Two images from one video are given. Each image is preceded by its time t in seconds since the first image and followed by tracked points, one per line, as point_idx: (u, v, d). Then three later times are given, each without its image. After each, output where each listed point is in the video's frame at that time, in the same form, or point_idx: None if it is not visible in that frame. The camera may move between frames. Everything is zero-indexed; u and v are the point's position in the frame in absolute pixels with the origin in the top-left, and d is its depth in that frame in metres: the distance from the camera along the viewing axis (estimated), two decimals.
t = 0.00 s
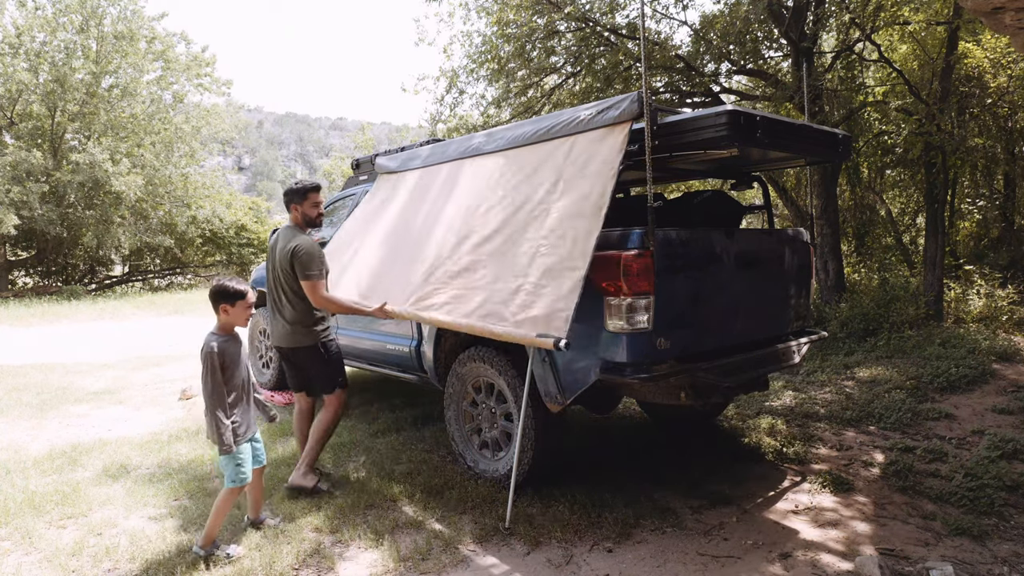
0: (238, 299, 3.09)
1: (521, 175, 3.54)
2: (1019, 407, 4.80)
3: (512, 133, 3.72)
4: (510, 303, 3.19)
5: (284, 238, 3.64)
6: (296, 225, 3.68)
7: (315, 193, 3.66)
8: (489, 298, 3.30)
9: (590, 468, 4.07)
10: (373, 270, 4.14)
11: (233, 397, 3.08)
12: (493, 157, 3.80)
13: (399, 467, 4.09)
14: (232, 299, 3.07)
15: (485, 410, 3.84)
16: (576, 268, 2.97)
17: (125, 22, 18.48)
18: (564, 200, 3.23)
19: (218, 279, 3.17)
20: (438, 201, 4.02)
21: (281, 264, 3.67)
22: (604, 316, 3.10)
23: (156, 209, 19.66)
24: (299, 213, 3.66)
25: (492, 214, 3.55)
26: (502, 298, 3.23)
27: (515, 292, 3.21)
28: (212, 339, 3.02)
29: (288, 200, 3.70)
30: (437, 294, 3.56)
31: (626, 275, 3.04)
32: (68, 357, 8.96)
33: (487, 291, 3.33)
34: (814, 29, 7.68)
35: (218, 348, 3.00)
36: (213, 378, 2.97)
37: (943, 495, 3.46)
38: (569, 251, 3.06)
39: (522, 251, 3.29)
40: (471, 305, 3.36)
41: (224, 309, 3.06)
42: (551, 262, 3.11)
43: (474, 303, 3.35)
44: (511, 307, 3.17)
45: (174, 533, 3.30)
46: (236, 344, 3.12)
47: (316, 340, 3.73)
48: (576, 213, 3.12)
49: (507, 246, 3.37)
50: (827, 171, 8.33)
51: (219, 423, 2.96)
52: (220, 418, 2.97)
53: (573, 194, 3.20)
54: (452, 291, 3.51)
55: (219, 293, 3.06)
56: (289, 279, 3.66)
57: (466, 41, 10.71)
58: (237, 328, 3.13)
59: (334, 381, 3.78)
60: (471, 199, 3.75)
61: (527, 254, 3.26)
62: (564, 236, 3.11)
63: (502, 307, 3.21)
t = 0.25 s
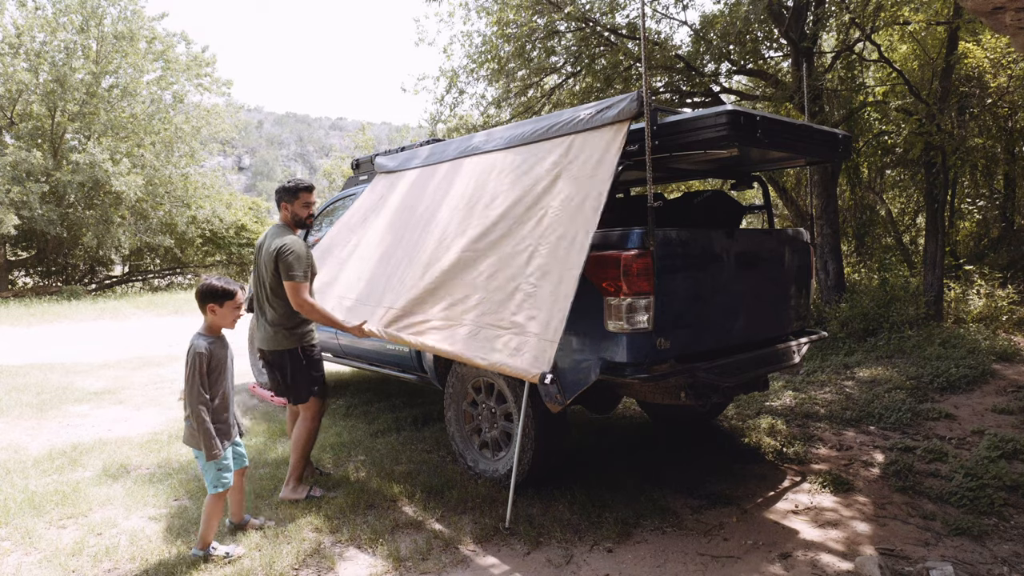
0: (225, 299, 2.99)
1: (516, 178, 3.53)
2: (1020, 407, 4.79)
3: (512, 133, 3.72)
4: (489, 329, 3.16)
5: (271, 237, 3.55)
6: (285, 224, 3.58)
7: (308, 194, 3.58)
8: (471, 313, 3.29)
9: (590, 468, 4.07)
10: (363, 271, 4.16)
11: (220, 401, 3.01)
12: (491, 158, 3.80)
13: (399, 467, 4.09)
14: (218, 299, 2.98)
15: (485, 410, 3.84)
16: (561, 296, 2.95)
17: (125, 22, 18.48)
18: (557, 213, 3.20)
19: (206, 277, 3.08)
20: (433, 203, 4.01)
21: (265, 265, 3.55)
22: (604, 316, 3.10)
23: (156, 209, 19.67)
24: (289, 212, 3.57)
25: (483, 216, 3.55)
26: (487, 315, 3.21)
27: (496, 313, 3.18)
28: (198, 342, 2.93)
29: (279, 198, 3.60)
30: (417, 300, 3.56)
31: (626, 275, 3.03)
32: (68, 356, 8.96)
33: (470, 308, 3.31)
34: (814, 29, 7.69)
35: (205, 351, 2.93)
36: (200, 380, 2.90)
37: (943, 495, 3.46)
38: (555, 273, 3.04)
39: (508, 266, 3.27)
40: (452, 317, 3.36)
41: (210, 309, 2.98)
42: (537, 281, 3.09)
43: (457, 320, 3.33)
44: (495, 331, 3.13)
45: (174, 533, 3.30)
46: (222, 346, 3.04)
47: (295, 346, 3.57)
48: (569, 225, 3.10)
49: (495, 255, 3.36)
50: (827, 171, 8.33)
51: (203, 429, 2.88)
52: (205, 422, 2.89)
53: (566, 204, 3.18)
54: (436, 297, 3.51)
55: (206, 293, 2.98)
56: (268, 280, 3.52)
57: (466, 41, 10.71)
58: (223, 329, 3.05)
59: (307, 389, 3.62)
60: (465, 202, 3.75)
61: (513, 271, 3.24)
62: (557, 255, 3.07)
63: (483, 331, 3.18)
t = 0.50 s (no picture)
0: (217, 299, 2.95)
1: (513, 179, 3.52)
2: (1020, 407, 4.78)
3: (512, 133, 3.72)
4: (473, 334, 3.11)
5: (253, 239, 3.53)
6: (273, 225, 3.61)
7: (298, 196, 3.60)
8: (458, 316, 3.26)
9: (590, 468, 4.07)
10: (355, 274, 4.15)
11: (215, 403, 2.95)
12: (490, 159, 3.80)
13: (399, 467, 4.10)
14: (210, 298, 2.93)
15: (485, 410, 3.83)
16: (548, 300, 2.92)
17: (125, 22, 18.48)
18: (552, 215, 3.19)
19: (198, 277, 3.03)
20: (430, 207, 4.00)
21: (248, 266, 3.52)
22: (604, 316, 3.10)
23: (156, 209, 19.67)
24: (277, 213, 3.59)
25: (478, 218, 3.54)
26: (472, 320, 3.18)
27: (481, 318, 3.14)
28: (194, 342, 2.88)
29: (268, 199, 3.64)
30: (404, 305, 3.54)
31: (626, 275, 3.03)
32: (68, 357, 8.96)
33: (457, 310, 3.29)
34: (814, 29, 7.69)
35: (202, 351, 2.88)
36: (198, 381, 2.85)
37: (943, 495, 3.46)
38: (545, 277, 3.02)
39: (499, 269, 3.24)
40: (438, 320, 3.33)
41: (201, 309, 2.93)
42: (527, 285, 3.07)
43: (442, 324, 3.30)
44: (479, 335, 3.09)
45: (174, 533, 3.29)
46: (216, 346, 2.99)
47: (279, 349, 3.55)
48: (563, 227, 3.10)
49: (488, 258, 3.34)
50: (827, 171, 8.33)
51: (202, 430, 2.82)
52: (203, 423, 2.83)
53: (562, 206, 3.18)
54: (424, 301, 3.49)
55: (199, 292, 2.93)
56: (251, 284, 3.50)
57: (466, 41, 10.72)
58: (215, 329, 3.00)
59: (294, 393, 3.60)
60: (461, 205, 3.74)
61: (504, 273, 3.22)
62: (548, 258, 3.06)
63: (467, 334, 3.15)
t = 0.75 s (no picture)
0: (198, 299, 2.89)
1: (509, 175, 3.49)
2: (1020, 407, 4.78)
3: (512, 132, 3.72)
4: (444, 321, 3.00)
5: (224, 238, 3.41)
6: (242, 223, 3.49)
7: (269, 195, 3.48)
8: (433, 304, 3.15)
9: (589, 468, 4.06)
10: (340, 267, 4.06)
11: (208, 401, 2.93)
12: (489, 158, 3.77)
13: (399, 467, 4.10)
14: (192, 300, 2.88)
15: (485, 410, 3.84)
16: (527, 286, 2.83)
17: (125, 22, 18.48)
18: (542, 209, 3.13)
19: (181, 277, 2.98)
20: (423, 204, 3.93)
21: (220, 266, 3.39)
22: (603, 317, 3.10)
23: (156, 209, 19.67)
24: (248, 212, 3.47)
25: (470, 212, 3.48)
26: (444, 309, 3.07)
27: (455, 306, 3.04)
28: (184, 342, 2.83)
29: (240, 197, 3.51)
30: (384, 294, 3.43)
31: (626, 275, 3.03)
32: (68, 357, 8.95)
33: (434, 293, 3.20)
34: (814, 29, 7.70)
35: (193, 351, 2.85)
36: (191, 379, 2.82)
37: (943, 495, 3.46)
38: (526, 266, 2.93)
39: (481, 259, 3.16)
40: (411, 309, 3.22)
41: (184, 311, 2.88)
42: (507, 274, 2.98)
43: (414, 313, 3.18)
44: (450, 322, 2.97)
45: (173, 533, 3.29)
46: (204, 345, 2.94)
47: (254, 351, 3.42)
48: (551, 220, 3.03)
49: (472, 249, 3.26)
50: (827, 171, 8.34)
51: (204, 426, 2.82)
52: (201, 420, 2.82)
53: (552, 200, 3.12)
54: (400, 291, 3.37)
55: (182, 293, 2.88)
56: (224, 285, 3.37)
57: (466, 41, 10.73)
58: (201, 329, 2.94)
59: (271, 397, 3.47)
60: (454, 201, 3.69)
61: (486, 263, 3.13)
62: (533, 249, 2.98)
63: (441, 319, 3.04)
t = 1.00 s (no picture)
0: (172, 305, 2.83)
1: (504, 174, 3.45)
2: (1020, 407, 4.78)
3: (512, 130, 3.70)
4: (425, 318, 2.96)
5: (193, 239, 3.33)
6: (212, 225, 3.41)
7: (238, 194, 3.41)
8: (417, 302, 3.11)
9: (589, 468, 4.06)
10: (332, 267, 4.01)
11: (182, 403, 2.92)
12: (486, 157, 3.74)
13: (399, 467, 4.10)
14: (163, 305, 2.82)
15: (485, 410, 3.84)
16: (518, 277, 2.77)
17: (125, 22, 18.47)
18: (532, 207, 3.09)
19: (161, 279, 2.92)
20: (417, 203, 3.89)
21: (189, 268, 3.31)
22: (604, 317, 3.10)
23: (156, 209, 19.66)
24: (217, 213, 3.39)
25: (463, 211, 3.44)
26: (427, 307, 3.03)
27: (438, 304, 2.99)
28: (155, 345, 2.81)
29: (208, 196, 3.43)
30: (378, 288, 3.39)
31: (626, 275, 3.03)
32: (69, 357, 8.95)
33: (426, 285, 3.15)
34: (814, 29, 7.70)
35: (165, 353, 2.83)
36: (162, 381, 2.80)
37: (943, 495, 3.46)
38: (518, 258, 2.89)
39: (467, 256, 3.11)
40: (396, 307, 3.17)
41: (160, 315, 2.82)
42: (491, 272, 2.93)
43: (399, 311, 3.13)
44: (430, 319, 2.93)
45: (173, 533, 3.29)
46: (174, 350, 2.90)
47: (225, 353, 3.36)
48: (541, 218, 2.99)
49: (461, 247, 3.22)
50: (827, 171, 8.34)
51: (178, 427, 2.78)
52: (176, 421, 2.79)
53: (545, 196, 3.09)
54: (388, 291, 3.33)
55: (157, 298, 2.82)
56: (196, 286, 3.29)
57: (466, 41, 10.73)
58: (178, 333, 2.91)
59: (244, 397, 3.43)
60: (449, 200, 3.65)
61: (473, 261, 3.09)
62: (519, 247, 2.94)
63: (431, 311, 2.98)
